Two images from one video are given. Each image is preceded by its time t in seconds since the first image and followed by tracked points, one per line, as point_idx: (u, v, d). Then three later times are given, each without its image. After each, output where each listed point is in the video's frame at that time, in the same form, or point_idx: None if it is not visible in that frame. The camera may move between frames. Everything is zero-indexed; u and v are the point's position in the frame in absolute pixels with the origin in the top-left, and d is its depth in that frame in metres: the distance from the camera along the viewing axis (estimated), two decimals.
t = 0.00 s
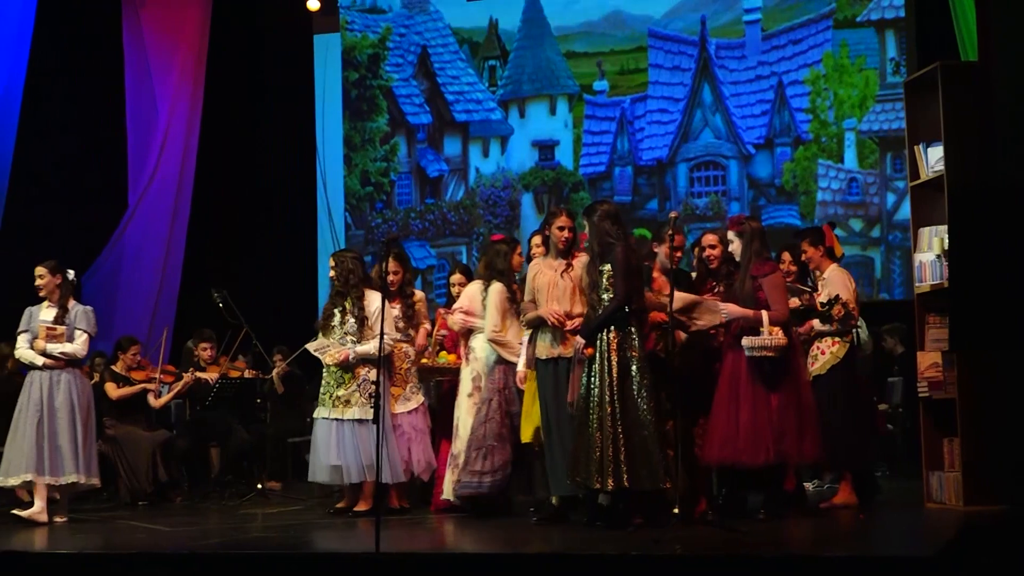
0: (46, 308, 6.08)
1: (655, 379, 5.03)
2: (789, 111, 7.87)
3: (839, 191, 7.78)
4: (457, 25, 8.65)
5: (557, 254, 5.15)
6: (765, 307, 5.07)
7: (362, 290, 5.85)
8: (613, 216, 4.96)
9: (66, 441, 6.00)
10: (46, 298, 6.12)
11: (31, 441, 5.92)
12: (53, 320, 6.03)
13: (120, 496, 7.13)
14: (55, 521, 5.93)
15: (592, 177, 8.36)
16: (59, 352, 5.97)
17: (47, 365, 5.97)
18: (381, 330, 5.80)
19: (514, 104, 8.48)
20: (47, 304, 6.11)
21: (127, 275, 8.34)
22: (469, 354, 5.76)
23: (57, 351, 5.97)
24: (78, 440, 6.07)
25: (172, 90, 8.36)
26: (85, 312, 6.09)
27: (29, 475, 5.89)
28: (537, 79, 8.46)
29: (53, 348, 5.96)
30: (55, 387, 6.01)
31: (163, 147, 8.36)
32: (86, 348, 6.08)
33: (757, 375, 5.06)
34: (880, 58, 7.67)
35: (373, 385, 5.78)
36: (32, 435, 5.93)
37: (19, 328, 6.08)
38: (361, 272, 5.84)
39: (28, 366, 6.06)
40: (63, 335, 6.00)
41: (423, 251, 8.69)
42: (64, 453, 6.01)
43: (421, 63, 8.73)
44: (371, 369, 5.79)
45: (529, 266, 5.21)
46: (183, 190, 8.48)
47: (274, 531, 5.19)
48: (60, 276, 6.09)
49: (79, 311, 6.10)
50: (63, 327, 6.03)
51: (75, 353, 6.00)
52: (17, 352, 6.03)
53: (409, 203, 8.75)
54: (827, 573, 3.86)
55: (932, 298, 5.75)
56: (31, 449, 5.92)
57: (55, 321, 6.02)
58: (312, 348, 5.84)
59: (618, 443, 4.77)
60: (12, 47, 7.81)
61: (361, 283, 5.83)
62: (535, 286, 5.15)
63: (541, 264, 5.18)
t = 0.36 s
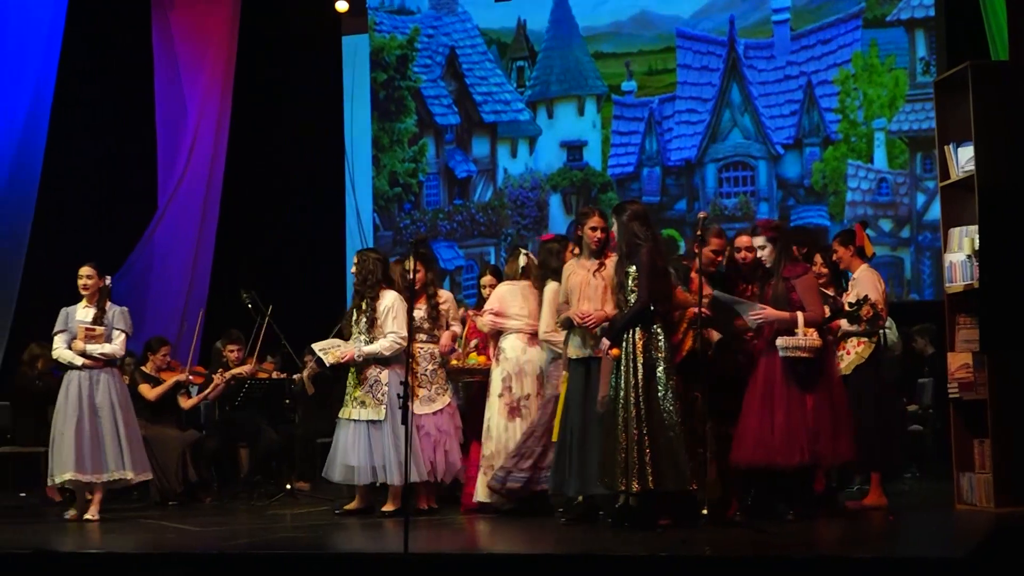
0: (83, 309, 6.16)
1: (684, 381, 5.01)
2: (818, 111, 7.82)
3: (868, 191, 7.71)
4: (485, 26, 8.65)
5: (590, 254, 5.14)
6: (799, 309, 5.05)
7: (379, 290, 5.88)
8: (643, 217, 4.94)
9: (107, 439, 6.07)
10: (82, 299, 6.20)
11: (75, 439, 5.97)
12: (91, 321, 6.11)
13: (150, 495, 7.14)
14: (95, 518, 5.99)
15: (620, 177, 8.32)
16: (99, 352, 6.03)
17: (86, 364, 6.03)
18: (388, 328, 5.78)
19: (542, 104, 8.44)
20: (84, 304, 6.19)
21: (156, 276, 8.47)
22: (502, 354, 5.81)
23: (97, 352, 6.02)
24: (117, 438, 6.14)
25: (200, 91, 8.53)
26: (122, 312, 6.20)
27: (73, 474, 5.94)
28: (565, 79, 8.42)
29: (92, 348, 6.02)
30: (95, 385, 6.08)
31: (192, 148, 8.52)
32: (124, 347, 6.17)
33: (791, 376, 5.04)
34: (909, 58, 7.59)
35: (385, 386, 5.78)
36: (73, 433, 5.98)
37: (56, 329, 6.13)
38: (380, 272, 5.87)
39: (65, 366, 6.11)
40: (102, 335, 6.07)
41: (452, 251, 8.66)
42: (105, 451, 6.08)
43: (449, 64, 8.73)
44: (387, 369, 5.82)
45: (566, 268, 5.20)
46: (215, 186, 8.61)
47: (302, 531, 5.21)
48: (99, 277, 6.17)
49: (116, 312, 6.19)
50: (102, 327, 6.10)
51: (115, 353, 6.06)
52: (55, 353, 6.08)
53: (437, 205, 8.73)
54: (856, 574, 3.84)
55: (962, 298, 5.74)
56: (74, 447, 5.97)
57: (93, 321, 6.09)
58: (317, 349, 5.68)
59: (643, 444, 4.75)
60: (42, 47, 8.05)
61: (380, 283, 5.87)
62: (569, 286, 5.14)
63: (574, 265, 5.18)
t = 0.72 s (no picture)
0: (122, 310, 6.18)
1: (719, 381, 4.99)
2: (852, 109, 7.68)
3: (904, 190, 7.57)
4: (518, 25, 8.50)
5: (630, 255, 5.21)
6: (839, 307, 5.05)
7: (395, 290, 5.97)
8: (677, 215, 4.91)
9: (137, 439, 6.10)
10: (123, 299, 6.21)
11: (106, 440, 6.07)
12: (126, 321, 6.13)
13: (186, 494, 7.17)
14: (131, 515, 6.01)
15: (653, 176, 8.17)
16: (128, 352, 6.05)
17: (119, 365, 6.09)
18: (394, 329, 5.81)
19: (575, 104, 8.31)
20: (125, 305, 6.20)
21: (191, 276, 8.55)
22: (536, 355, 5.77)
23: (129, 351, 6.05)
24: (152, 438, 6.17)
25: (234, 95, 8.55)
26: (157, 312, 6.14)
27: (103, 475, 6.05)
28: (598, 78, 8.29)
29: (125, 348, 6.05)
30: (129, 385, 6.13)
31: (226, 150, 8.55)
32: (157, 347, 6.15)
33: (835, 376, 5.03)
34: (944, 56, 7.43)
35: (388, 385, 5.83)
36: (106, 434, 6.08)
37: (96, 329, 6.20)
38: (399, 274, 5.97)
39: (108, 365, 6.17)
40: (135, 336, 6.09)
41: (486, 251, 8.53)
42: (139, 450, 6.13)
43: (483, 63, 8.59)
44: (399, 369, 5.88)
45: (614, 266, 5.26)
46: (250, 188, 8.64)
47: (336, 530, 5.20)
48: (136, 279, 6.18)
49: (151, 311, 6.16)
50: (135, 328, 6.11)
51: (146, 352, 6.07)
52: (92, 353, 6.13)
53: (470, 203, 8.59)
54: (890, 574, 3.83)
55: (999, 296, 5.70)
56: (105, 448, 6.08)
57: (127, 322, 6.11)
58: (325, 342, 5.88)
59: (676, 445, 4.75)
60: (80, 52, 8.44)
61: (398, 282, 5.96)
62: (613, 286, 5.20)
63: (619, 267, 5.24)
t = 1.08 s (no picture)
0: (164, 312, 6.22)
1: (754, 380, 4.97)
2: (889, 108, 7.63)
3: (940, 189, 7.53)
4: (553, 24, 8.50)
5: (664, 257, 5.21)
6: (877, 307, 5.03)
7: (408, 289, 6.12)
8: (712, 212, 4.92)
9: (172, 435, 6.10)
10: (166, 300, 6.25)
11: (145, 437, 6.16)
12: (168, 323, 6.17)
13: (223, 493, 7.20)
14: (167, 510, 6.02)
15: (688, 175, 8.14)
16: (170, 354, 6.09)
17: (163, 366, 6.14)
18: (399, 329, 5.97)
19: (610, 103, 8.29)
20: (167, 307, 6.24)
21: (228, 276, 8.60)
22: (569, 351, 5.81)
23: (171, 353, 6.09)
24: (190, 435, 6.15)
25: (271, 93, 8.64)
26: (196, 313, 6.18)
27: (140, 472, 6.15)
28: (633, 77, 8.26)
29: (167, 350, 6.10)
30: (170, 385, 6.16)
31: (262, 149, 8.63)
32: (198, 348, 6.18)
33: (870, 376, 5.02)
34: (982, 53, 7.40)
35: (391, 384, 6.05)
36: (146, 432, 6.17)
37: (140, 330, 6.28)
38: (415, 274, 6.14)
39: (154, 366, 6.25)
40: (176, 337, 6.14)
41: (520, 250, 8.53)
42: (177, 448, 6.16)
43: (517, 63, 8.60)
44: (405, 369, 6.02)
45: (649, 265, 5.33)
46: (286, 189, 8.67)
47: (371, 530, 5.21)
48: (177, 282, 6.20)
49: (190, 312, 6.20)
50: (177, 329, 6.16)
51: (187, 354, 6.11)
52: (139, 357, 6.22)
53: (505, 202, 8.60)
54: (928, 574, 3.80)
55: None
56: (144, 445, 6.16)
57: (168, 324, 6.16)
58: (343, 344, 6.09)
59: (711, 446, 4.74)
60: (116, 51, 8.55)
61: (412, 281, 6.12)
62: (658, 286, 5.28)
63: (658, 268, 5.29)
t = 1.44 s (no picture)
0: (207, 310, 6.25)
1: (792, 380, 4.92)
2: (925, 106, 7.49)
3: (978, 186, 7.43)
4: (587, 24, 8.41)
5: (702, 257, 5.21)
6: (913, 307, 5.02)
7: (413, 295, 6.20)
8: (751, 210, 4.90)
9: (228, 435, 6.13)
10: (204, 299, 6.29)
11: (194, 435, 6.12)
12: (215, 321, 6.21)
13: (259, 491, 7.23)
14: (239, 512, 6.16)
15: (724, 174, 8.07)
16: (226, 350, 6.14)
17: (214, 363, 6.14)
18: (405, 335, 6.05)
19: (645, 101, 8.20)
20: (206, 305, 6.28)
21: (262, 276, 8.63)
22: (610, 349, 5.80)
23: (224, 350, 6.14)
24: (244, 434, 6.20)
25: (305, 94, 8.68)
26: (243, 311, 6.29)
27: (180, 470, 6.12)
28: (668, 76, 8.16)
29: (219, 347, 6.14)
30: (222, 382, 6.20)
31: (297, 150, 8.68)
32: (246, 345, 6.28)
33: (906, 376, 5.01)
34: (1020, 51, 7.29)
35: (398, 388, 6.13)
36: (193, 430, 6.13)
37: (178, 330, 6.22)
38: (419, 279, 6.21)
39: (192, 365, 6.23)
40: (226, 335, 6.19)
41: (554, 250, 8.49)
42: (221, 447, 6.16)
43: (551, 62, 8.52)
44: (409, 374, 6.10)
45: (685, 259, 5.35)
46: (321, 188, 8.71)
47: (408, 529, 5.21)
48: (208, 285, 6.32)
49: (236, 310, 6.29)
50: (225, 327, 6.22)
51: (241, 350, 6.17)
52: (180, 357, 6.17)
53: (539, 202, 8.52)
54: None
55: None
56: (189, 443, 6.13)
57: (217, 322, 6.21)
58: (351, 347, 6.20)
59: (744, 446, 4.74)
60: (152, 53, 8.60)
61: (418, 288, 6.18)
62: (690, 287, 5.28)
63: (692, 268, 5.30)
